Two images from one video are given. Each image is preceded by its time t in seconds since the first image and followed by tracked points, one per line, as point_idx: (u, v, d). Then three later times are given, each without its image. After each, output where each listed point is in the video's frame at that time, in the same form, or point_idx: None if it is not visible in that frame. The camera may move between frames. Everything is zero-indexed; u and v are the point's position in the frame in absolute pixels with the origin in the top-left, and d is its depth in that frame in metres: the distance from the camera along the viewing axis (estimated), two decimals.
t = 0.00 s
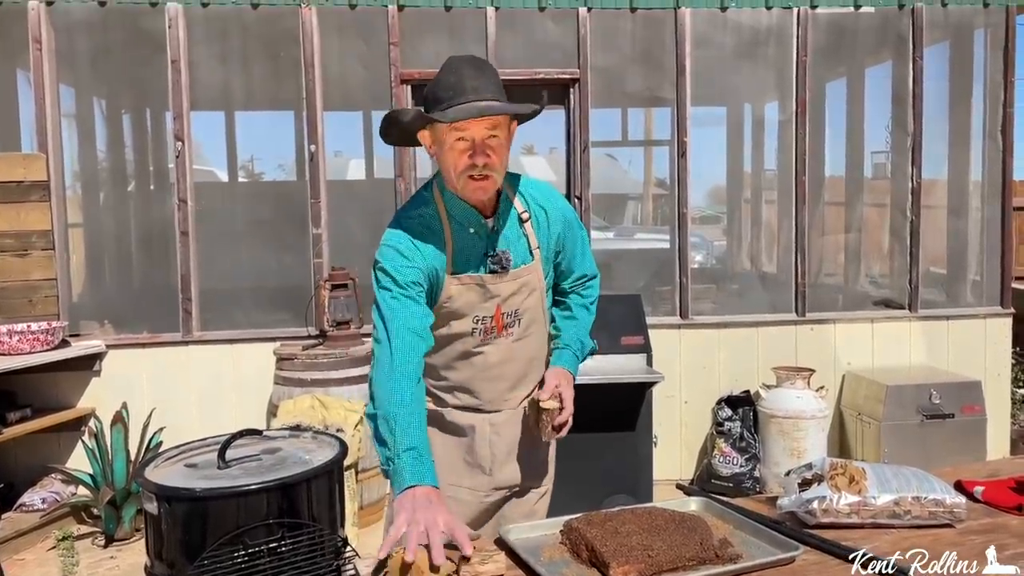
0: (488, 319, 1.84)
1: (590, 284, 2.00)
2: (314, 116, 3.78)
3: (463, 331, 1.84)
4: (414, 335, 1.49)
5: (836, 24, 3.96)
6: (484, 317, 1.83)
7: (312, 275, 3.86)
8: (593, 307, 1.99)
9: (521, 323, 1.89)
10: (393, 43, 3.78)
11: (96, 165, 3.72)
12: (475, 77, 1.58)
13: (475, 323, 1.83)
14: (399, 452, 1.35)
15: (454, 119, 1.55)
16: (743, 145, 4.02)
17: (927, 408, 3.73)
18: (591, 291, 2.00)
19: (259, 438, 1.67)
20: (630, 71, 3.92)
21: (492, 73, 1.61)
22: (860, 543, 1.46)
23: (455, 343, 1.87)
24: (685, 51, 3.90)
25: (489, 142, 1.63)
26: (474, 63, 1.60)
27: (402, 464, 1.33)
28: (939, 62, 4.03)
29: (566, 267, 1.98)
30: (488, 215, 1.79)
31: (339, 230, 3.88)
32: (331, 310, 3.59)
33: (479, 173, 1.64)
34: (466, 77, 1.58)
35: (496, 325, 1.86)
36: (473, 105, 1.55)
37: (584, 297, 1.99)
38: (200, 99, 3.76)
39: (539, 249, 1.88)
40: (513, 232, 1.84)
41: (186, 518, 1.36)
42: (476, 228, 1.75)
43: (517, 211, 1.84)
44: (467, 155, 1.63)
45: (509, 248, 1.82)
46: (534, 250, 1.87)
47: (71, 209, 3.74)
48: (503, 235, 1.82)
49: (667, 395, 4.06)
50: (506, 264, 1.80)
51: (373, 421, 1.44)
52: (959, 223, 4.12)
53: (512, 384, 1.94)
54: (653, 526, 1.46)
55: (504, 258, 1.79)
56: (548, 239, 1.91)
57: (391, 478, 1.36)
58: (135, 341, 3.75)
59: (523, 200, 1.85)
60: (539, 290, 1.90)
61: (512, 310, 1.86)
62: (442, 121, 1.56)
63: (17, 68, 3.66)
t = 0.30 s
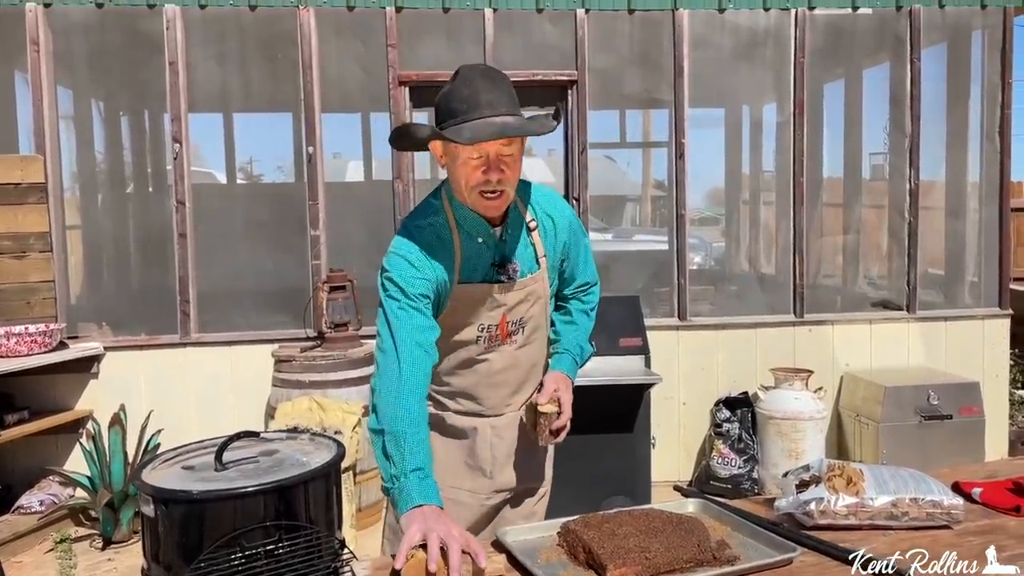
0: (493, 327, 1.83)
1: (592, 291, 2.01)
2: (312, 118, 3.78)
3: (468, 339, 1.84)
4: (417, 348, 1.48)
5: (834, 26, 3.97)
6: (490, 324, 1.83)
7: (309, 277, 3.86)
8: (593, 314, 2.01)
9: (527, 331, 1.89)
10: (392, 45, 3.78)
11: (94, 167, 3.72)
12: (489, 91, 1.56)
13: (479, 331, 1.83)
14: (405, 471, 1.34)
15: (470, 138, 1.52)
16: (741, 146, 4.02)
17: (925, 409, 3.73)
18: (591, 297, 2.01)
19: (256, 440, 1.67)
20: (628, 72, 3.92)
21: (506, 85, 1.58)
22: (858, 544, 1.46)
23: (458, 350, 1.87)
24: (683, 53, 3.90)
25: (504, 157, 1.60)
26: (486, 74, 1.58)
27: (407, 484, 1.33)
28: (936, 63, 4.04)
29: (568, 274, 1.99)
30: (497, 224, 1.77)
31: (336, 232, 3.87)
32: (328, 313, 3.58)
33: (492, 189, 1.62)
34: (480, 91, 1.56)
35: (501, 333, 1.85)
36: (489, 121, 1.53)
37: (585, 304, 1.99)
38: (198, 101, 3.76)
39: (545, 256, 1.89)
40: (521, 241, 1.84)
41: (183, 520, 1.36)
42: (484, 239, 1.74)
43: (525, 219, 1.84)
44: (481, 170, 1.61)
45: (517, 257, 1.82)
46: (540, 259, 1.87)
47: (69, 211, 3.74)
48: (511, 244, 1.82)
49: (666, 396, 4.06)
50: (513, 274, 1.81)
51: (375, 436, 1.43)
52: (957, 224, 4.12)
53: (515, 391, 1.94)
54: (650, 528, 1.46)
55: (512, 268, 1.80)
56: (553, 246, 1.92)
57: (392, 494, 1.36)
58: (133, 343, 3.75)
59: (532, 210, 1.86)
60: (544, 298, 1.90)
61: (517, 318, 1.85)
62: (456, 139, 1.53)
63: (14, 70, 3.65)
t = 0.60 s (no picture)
0: (496, 333, 1.83)
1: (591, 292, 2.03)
2: (311, 119, 3.78)
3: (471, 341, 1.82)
4: (416, 357, 1.47)
5: (832, 27, 3.97)
6: (492, 330, 1.82)
7: (308, 278, 3.86)
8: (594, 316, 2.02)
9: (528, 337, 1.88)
10: (390, 46, 3.78)
11: (93, 168, 3.71)
12: (488, 96, 1.55)
13: (481, 337, 1.82)
14: (398, 481, 1.32)
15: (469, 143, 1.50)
16: (740, 147, 4.02)
17: (924, 410, 3.72)
18: (591, 299, 2.03)
19: (254, 441, 1.67)
20: (627, 73, 3.92)
21: (504, 90, 1.57)
22: (857, 545, 1.46)
23: (460, 355, 1.86)
24: (682, 54, 3.90)
25: (503, 161, 1.60)
26: (484, 80, 1.58)
27: (397, 495, 1.31)
28: (935, 64, 4.04)
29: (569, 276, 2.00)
30: (497, 230, 1.78)
31: (335, 233, 3.87)
32: (328, 313, 3.58)
33: (493, 193, 1.62)
34: (478, 96, 1.55)
35: (503, 338, 1.84)
36: (487, 126, 1.51)
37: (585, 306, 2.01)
38: (197, 102, 3.76)
39: (546, 260, 1.88)
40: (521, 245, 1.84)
41: (181, 522, 1.35)
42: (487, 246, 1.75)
43: (526, 224, 1.83)
44: (481, 175, 1.61)
45: (517, 262, 1.82)
46: (541, 263, 1.86)
47: (68, 212, 3.74)
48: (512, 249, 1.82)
49: (665, 397, 4.06)
50: (515, 280, 1.81)
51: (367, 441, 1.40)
52: (956, 225, 4.12)
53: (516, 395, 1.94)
54: (649, 529, 1.45)
55: (514, 274, 1.80)
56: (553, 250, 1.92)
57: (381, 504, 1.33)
58: (132, 344, 3.75)
59: (532, 215, 1.85)
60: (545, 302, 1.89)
61: (519, 324, 1.85)
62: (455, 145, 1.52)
63: (13, 71, 3.65)
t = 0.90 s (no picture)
0: (483, 325, 1.82)
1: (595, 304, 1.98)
2: (310, 119, 3.78)
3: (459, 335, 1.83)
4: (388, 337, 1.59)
5: (832, 27, 3.97)
6: (478, 322, 1.82)
7: (308, 278, 3.85)
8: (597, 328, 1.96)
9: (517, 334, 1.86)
10: (390, 46, 3.78)
11: (92, 168, 3.71)
12: (484, 80, 1.56)
13: (467, 328, 1.82)
14: (377, 427, 1.49)
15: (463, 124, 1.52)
16: (740, 148, 4.02)
17: (924, 410, 3.72)
18: (595, 310, 1.97)
19: (254, 441, 1.66)
20: (627, 73, 3.92)
21: (502, 75, 1.58)
22: (858, 546, 1.46)
23: (446, 346, 1.86)
24: (682, 54, 3.90)
25: (498, 146, 1.61)
26: (484, 64, 1.59)
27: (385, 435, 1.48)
28: (935, 63, 4.04)
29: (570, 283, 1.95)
30: (487, 219, 1.78)
31: (334, 233, 3.87)
32: (328, 313, 3.60)
33: (487, 176, 1.62)
34: (474, 80, 1.56)
35: (489, 332, 1.84)
36: (482, 108, 1.53)
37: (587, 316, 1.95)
38: (197, 103, 3.75)
39: (542, 258, 1.85)
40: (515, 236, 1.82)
41: (180, 522, 1.34)
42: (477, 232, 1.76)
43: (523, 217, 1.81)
44: (475, 158, 1.61)
45: (509, 253, 1.81)
46: (535, 259, 1.83)
47: (68, 212, 3.73)
48: (504, 239, 1.81)
49: (665, 397, 4.06)
50: (503, 270, 1.80)
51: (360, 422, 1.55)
52: (956, 225, 4.12)
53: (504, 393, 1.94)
54: (649, 529, 1.45)
55: (502, 263, 1.79)
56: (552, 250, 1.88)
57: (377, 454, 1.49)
58: (132, 344, 3.74)
59: (530, 209, 1.84)
60: (538, 300, 1.86)
61: (507, 319, 1.84)
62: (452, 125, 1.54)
63: (13, 71, 3.65)
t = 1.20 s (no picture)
0: (449, 304, 1.85)
1: (588, 306, 1.83)
2: (310, 119, 3.78)
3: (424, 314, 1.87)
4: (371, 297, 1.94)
5: (832, 27, 3.97)
6: (445, 301, 1.85)
7: (308, 277, 3.85)
8: (586, 330, 1.81)
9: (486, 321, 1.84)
10: (390, 45, 3.78)
11: (92, 167, 3.71)
12: (436, 59, 1.62)
13: (433, 306, 1.86)
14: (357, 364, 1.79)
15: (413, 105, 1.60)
16: (740, 147, 4.02)
17: (924, 410, 3.72)
18: (586, 312, 1.83)
19: (254, 441, 1.66)
20: (627, 73, 3.92)
21: (455, 51, 1.64)
22: (860, 546, 1.46)
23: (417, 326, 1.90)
24: (682, 53, 3.90)
25: (452, 124, 1.68)
26: (436, 44, 1.65)
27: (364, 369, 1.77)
28: (935, 63, 4.04)
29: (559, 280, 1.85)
30: (452, 196, 1.86)
31: (334, 233, 3.87)
32: (328, 313, 3.67)
33: (442, 154, 1.71)
34: (427, 61, 1.63)
35: (456, 314, 1.85)
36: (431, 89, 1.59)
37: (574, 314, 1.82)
38: (197, 102, 3.75)
39: (513, 242, 1.83)
40: (486, 216, 1.85)
41: (181, 522, 1.34)
42: (445, 208, 1.85)
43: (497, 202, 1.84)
44: (430, 137, 1.69)
45: (477, 232, 1.85)
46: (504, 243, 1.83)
47: (68, 211, 3.73)
48: (470, 218, 1.85)
49: (665, 397, 4.06)
50: (466, 247, 1.84)
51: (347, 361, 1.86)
52: (955, 225, 4.12)
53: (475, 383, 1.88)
54: (650, 529, 1.45)
55: (465, 239, 1.84)
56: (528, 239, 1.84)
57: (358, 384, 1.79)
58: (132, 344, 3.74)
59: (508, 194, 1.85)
60: (508, 283, 1.84)
61: (473, 302, 1.84)
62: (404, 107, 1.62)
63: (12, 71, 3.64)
